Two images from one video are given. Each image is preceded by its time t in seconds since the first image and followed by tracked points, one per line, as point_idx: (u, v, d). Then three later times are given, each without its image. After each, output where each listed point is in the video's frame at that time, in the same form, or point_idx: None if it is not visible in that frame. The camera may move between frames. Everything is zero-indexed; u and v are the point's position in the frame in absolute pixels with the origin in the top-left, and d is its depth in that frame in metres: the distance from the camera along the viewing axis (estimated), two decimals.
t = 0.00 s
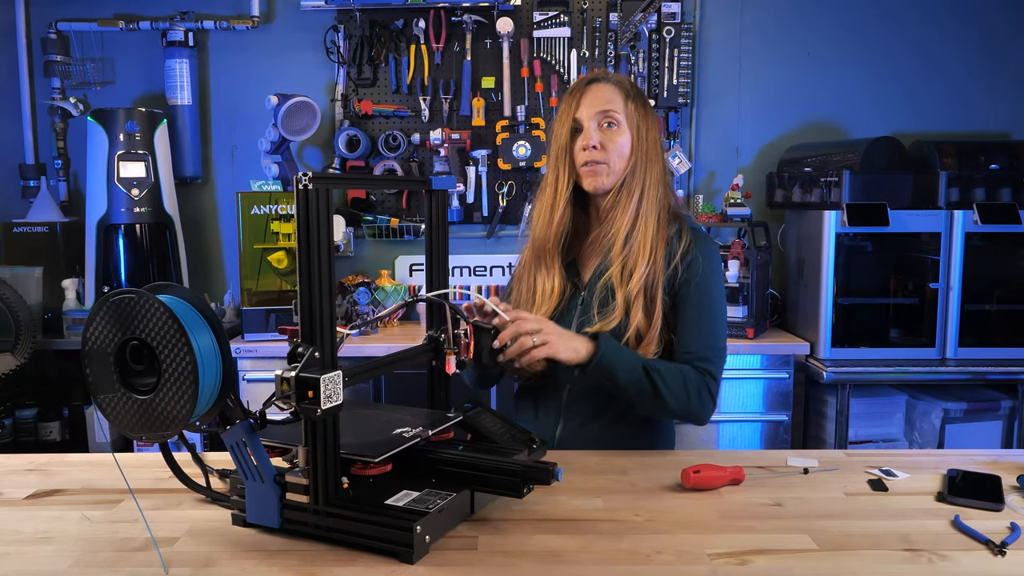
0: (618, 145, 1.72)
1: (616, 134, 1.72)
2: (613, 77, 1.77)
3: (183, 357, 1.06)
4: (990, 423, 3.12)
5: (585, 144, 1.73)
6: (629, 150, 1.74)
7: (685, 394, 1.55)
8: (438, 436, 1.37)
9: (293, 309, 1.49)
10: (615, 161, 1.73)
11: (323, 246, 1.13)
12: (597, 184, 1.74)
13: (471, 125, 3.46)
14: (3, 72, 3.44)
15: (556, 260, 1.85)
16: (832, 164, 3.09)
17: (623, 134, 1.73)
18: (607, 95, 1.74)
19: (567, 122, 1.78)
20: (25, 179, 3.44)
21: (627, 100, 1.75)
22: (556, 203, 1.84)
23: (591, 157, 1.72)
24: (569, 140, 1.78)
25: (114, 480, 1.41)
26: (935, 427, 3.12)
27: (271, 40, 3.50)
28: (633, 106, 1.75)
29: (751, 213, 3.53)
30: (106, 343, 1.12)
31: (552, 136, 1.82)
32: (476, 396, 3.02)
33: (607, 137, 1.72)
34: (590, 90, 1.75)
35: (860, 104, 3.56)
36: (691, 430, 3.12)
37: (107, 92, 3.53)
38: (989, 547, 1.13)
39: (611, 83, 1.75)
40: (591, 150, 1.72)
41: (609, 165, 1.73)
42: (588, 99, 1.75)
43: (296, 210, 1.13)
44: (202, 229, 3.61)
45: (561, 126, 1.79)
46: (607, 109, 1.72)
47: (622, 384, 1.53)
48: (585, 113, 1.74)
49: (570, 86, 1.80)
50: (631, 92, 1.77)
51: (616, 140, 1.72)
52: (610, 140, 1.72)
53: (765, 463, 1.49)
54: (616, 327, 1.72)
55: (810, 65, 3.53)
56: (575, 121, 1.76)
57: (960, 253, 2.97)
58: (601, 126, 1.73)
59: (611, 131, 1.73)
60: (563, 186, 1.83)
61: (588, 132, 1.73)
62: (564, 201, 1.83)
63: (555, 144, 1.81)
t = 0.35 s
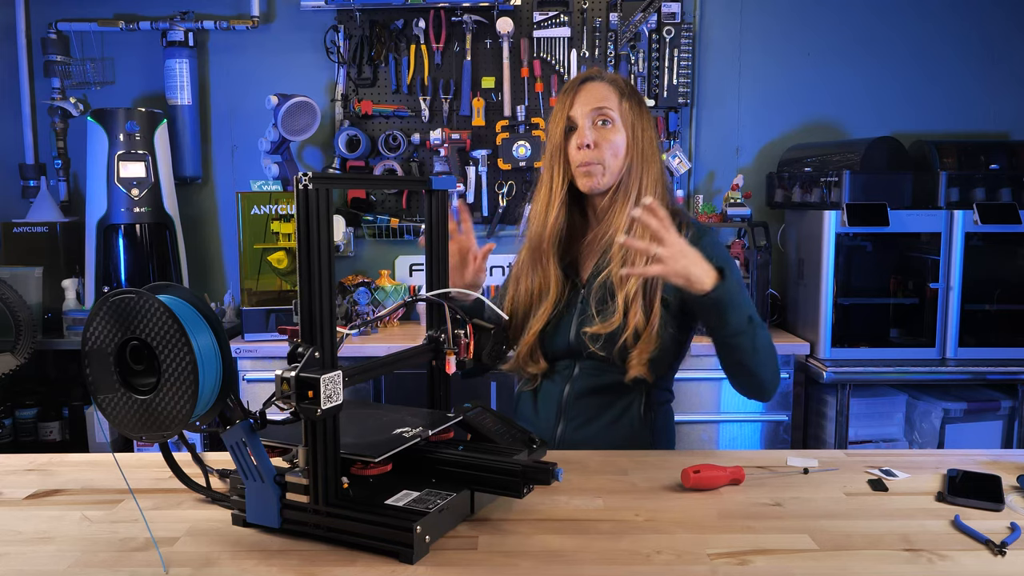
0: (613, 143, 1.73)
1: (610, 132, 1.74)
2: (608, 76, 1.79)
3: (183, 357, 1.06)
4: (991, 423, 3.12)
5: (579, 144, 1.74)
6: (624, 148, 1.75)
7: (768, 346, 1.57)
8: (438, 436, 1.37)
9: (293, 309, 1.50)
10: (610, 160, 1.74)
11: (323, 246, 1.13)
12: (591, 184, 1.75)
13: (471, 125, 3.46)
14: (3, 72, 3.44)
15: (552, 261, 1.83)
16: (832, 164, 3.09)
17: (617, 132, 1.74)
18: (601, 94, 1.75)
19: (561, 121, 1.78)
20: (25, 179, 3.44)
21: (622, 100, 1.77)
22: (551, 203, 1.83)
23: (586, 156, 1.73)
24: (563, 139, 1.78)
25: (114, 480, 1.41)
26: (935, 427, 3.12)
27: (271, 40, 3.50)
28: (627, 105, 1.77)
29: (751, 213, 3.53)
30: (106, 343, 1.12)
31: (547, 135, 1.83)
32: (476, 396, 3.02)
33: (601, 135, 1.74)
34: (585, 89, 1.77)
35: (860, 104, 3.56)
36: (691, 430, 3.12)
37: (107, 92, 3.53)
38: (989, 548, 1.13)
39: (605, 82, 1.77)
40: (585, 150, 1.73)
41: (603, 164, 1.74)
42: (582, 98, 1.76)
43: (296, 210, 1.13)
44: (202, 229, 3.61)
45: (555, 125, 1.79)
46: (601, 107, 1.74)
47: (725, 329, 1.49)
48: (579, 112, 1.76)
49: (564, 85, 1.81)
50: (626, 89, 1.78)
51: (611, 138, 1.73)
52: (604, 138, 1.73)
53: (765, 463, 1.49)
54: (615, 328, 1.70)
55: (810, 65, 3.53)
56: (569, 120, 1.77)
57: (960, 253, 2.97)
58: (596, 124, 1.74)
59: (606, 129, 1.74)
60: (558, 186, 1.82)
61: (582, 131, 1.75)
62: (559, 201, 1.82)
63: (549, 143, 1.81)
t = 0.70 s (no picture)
0: (610, 148, 1.73)
1: (609, 136, 1.73)
2: (605, 77, 1.77)
3: (183, 357, 1.06)
4: (991, 423, 3.12)
5: (575, 150, 1.74)
6: (622, 151, 1.74)
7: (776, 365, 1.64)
8: (438, 436, 1.37)
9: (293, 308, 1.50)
10: (609, 164, 1.74)
11: (323, 246, 1.13)
12: (591, 189, 1.75)
13: (471, 125, 3.46)
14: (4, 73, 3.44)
15: (554, 261, 1.81)
16: (832, 164, 3.09)
17: (616, 136, 1.74)
18: (599, 97, 1.74)
19: (559, 126, 1.78)
20: (25, 179, 3.44)
21: (618, 102, 1.75)
22: (551, 204, 1.82)
23: (581, 162, 1.73)
24: (561, 143, 1.78)
25: (114, 480, 1.41)
26: (935, 427, 3.12)
27: (270, 40, 3.51)
28: (624, 107, 1.75)
29: (751, 213, 3.53)
30: (106, 343, 1.12)
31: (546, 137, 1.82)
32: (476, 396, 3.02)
33: (598, 141, 1.73)
34: (583, 92, 1.76)
35: (860, 104, 3.56)
36: (691, 430, 3.12)
37: (107, 92, 3.53)
38: (989, 547, 1.13)
39: (603, 84, 1.76)
40: (581, 156, 1.73)
41: (598, 171, 1.74)
42: (579, 102, 1.75)
43: (296, 210, 1.13)
44: (202, 229, 3.61)
45: (553, 129, 1.79)
46: (598, 113, 1.73)
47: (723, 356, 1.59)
48: (577, 117, 1.75)
49: (562, 88, 1.80)
50: (624, 90, 1.77)
51: (609, 142, 1.73)
52: (601, 144, 1.73)
53: (765, 463, 1.49)
54: (624, 331, 1.71)
55: (810, 65, 3.53)
56: (566, 125, 1.77)
57: (960, 253, 2.97)
58: (592, 130, 1.74)
59: (603, 134, 1.73)
60: (558, 190, 1.81)
61: (579, 136, 1.74)
62: (559, 203, 1.81)
63: (549, 146, 1.80)
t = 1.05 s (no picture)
0: (632, 149, 1.74)
1: (631, 137, 1.74)
2: (625, 78, 1.75)
3: (183, 357, 1.06)
4: (991, 422, 3.12)
5: (600, 148, 1.75)
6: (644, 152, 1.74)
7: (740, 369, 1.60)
8: (438, 436, 1.37)
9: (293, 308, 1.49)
10: (630, 166, 1.75)
11: (323, 246, 1.13)
12: (613, 188, 1.78)
13: (471, 125, 3.46)
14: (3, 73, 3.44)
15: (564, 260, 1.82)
16: (832, 164, 3.08)
17: (638, 138, 1.74)
18: (621, 99, 1.73)
19: (580, 126, 1.77)
20: (25, 179, 3.44)
21: (640, 104, 1.74)
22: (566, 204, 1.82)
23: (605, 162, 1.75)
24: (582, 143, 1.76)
25: (114, 480, 1.41)
26: (935, 427, 3.12)
27: (270, 40, 3.50)
28: (646, 109, 1.74)
29: (751, 213, 3.53)
30: (106, 343, 1.12)
31: (564, 136, 1.80)
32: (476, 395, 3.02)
33: (622, 141, 1.74)
34: (605, 92, 1.74)
35: (860, 104, 3.56)
36: (691, 430, 3.11)
37: (107, 92, 3.53)
38: (989, 547, 1.13)
39: (624, 85, 1.74)
40: (607, 155, 1.74)
41: (623, 170, 1.76)
42: (601, 104, 1.74)
43: (296, 210, 1.13)
44: (202, 229, 3.61)
45: (572, 129, 1.77)
46: (621, 115, 1.73)
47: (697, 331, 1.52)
48: (599, 118, 1.74)
49: (579, 89, 1.78)
50: (644, 93, 1.75)
51: (631, 143, 1.73)
52: (625, 144, 1.73)
53: (765, 463, 1.49)
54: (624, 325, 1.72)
55: (810, 65, 3.53)
56: (589, 126, 1.75)
57: (960, 253, 2.97)
58: (616, 130, 1.74)
59: (627, 135, 1.74)
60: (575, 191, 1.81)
61: (603, 137, 1.74)
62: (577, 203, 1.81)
63: (566, 146, 1.79)
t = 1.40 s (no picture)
0: (608, 153, 1.72)
1: (605, 142, 1.71)
2: (599, 81, 1.75)
3: (183, 357, 1.06)
4: (990, 422, 3.12)
5: (573, 156, 1.73)
6: (619, 154, 1.73)
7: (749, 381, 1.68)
8: (438, 436, 1.37)
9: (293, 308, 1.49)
10: (603, 170, 1.73)
11: (323, 246, 1.13)
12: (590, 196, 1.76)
13: (471, 125, 3.46)
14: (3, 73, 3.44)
15: (553, 265, 1.82)
16: (832, 164, 3.08)
17: (612, 141, 1.72)
18: (594, 103, 1.72)
19: (556, 134, 1.77)
20: (25, 179, 3.44)
21: (614, 106, 1.72)
22: (554, 211, 1.83)
23: (579, 168, 1.73)
24: (561, 150, 1.76)
25: (114, 480, 1.41)
26: (935, 427, 3.12)
27: (270, 40, 3.51)
28: (620, 111, 1.72)
29: (751, 213, 3.53)
30: (106, 343, 1.12)
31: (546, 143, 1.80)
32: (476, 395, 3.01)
33: (594, 146, 1.72)
34: (579, 96, 1.74)
35: (860, 105, 3.56)
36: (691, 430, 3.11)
37: (107, 92, 3.53)
38: (989, 547, 1.13)
39: (598, 88, 1.73)
40: (578, 162, 1.72)
41: (597, 175, 1.74)
42: (575, 109, 1.73)
43: (296, 210, 1.13)
44: (202, 229, 3.61)
45: (551, 135, 1.77)
46: (593, 120, 1.71)
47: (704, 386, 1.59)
48: (573, 124, 1.72)
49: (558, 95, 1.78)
50: (619, 93, 1.73)
51: (604, 147, 1.71)
52: (597, 150, 1.72)
53: (765, 463, 1.49)
54: (619, 330, 1.71)
55: (810, 65, 3.53)
56: (564, 131, 1.75)
57: (960, 253, 2.97)
58: (588, 137, 1.71)
59: (599, 140, 1.71)
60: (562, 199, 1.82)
61: (576, 142, 1.72)
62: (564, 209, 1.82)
63: (547, 153, 1.80)
